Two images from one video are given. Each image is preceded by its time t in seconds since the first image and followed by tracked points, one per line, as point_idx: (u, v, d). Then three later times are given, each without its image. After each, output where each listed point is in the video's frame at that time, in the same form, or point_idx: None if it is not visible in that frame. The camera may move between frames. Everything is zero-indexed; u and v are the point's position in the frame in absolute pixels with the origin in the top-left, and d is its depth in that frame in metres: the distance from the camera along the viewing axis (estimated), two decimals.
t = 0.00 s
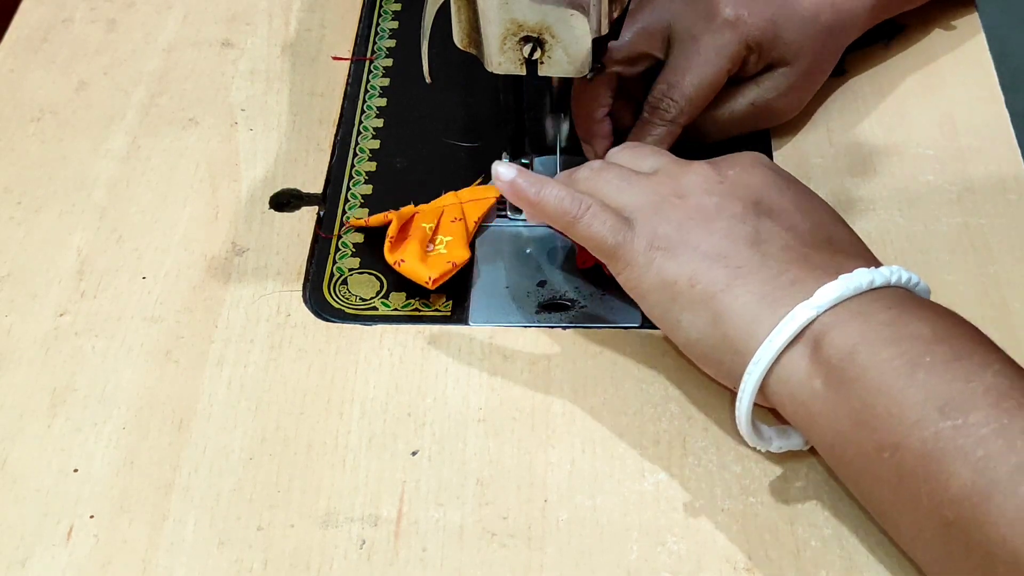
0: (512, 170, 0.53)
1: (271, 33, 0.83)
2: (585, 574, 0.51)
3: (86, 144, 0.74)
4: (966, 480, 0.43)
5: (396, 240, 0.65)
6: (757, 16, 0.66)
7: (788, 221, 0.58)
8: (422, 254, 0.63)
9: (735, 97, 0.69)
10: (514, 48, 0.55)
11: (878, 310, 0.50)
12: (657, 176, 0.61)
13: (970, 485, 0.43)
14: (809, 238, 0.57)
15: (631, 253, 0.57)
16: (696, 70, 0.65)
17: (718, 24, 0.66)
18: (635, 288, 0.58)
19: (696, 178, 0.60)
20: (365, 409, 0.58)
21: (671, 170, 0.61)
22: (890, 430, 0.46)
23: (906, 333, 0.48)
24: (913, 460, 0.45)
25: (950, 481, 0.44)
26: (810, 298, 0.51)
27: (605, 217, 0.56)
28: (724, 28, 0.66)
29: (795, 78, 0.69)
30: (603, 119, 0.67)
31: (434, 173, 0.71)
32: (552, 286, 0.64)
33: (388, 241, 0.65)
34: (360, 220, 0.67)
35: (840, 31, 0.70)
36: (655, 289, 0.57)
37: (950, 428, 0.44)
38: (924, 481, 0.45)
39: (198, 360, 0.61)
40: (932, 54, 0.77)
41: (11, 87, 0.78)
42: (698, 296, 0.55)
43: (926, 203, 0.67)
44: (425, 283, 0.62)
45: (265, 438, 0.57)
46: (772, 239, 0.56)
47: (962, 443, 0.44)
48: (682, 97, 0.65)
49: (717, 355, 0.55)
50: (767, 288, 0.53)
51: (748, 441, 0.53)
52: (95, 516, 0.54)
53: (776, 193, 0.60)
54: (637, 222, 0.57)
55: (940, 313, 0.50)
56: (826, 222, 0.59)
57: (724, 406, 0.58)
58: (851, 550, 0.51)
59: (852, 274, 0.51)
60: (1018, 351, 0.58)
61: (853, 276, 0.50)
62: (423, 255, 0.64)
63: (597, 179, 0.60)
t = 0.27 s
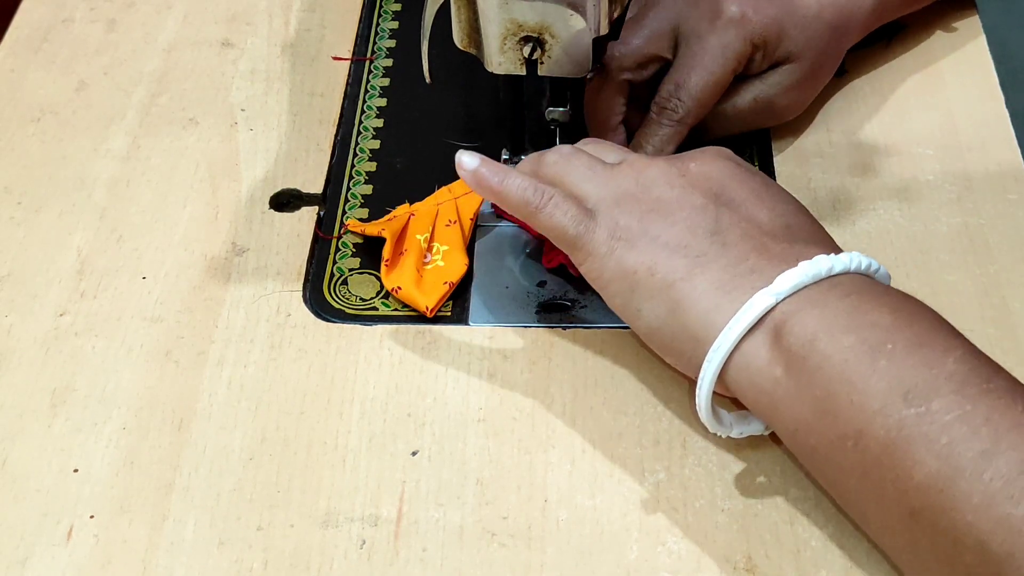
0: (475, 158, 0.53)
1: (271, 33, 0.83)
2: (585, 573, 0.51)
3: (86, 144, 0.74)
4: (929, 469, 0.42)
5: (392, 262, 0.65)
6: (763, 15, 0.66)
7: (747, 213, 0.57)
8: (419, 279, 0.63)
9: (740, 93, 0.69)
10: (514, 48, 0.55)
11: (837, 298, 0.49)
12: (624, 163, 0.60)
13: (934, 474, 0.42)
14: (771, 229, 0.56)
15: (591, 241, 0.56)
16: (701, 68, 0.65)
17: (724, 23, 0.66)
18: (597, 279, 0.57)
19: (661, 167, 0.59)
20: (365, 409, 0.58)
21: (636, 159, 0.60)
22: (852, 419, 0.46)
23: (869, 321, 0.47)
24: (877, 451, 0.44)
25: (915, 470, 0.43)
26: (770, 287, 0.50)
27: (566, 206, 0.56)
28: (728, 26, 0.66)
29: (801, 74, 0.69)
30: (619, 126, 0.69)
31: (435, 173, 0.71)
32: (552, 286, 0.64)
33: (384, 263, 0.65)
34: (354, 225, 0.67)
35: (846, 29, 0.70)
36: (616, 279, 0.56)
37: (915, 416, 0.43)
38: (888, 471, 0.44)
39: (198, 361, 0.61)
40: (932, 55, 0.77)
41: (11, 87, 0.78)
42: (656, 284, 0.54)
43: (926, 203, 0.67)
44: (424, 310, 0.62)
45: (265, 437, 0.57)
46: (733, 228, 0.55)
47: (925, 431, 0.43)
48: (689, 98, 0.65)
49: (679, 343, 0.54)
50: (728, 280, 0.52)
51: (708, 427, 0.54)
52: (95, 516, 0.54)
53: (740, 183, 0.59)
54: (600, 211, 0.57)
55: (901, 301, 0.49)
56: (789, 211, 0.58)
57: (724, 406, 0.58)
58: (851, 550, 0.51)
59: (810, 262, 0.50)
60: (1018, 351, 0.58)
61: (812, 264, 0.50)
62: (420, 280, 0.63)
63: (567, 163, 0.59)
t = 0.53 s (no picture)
0: (406, 232, 0.57)
1: (271, 33, 0.83)
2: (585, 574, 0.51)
3: (86, 144, 0.74)
4: (865, 493, 0.45)
5: (392, 262, 0.65)
6: (773, 17, 0.66)
7: (683, 219, 0.56)
8: (419, 280, 0.63)
9: (753, 96, 0.69)
10: (514, 48, 0.55)
11: (769, 330, 0.50)
12: (550, 190, 0.60)
13: (869, 499, 0.45)
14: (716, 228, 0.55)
15: (534, 282, 0.57)
16: (713, 74, 0.65)
17: (733, 27, 0.66)
18: (552, 319, 0.59)
19: (597, 181, 0.58)
20: (365, 409, 0.58)
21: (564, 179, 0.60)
22: (795, 453, 0.48)
23: (796, 351, 0.49)
24: (819, 480, 0.47)
25: (853, 496, 0.46)
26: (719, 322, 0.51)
27: (506, 258, 0.57)
28: (738, 31, 0.66)
29: (812, 75, 0.69)
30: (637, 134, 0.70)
31: (435, 173, 0.71)
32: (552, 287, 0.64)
33: (384, 263, 0.64)
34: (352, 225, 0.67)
35: (850, 28, 0.70)
36: (567, 318, 0.57)
37: (844, 446, 0.46)
38: (833, 497, 0.47)
39: (198, 361, 0.61)
40: (932, 55, 0.77)
41: (11, 87, 0.78)
42: (609, 326, 0.56)
43: (926, 203, 0.67)
44: (425, 312, 0.62)
45: (264, 438, 0.57)
46: (671, 243, 0.55)
47: (858, 461, 0.45)
48: (704, 105, 0.65)
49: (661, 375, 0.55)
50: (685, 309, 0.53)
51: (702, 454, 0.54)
52: (95, 517, 0.54)
53: (674, 183, 0.57)
54: (535, 247, 0.57)
55: (846, 314, 0.50)
56: (724, 205, 0.56)
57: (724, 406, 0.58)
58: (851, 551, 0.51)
59: (749, 284, 0.51)
60: (1018, 352, 0.58)
61: (750, 287, 0.50)
62: (420, 281, 0.63)
63: (490, 201, 0.60)
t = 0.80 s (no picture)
0: (476, 129, 0.51)
1: (271, 33, 0.82)
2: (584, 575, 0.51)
3: (86, 145, 0.74)
4: (908, 446, 0.44)
5: (392, 263, 0.65)
6: (768, 12, 0.66)
7: (749, 187, 0.57)
8: (419, 281, 0.63)
9: (750, 91, 0.69)
10: (514, 49, 0.55)
11: (834, 289, 0.50)
12: (619, 135, 0.60)
13: (913, 449, 0.44)
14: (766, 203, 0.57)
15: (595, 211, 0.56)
16: (709, 68, 0.65)
17: (728, 22, 0.66)
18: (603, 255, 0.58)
19: (661, 141, 0.59)
20: (365, 410, 0.58)
21: (632, 130, 0.60)
22: (839, 401, 0.47)
23: (859, 304, 0.49)
24: (861, 432, 0.46)
25: (894, 448, 0.44)
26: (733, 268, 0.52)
27: (571, 177, 0.55)
28: (733, 25, 0.65)
29: (809, 70, 0.68)
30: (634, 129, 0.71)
31: (435, 173, 0.71)
32: (552, 287, 0.64)
33: (384, 264, 0.65)
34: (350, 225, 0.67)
35: (851, 21, 0.70)
36: (623, 250, 0.56)
37: (897, 394, 0.45)
38: (871, 453, 0.46)
39: (197, 362, 0.61)
40: (932, 55, 0.77)
41: (11, 88, 0.78)
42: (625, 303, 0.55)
43: (926, 203, 0.67)
44: (425, 312, 0.62)
45: (264, 439, 0.57)
46: (734, 201, 0.56)
47: (906, 410, 0.44)
48: (699, 99, 0.66)
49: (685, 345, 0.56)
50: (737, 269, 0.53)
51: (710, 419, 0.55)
52: (95, 518, 0.54)
53: (738, 151, 0.59)
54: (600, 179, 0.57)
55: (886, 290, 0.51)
56: (772, 182, 0.58)
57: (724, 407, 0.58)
58: (851, 552, 0.51)
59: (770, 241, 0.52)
60: (1018, 352, 0.58)
61: (772, 243, 0.51)
62: (420, 282, 0.63)
63: (561, 134, 0.59)
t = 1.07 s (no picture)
0: (508, 152, 0.50)
1: (271, 33, 0.83)
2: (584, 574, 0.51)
3: (86, 145, 0.74)
4: (946, 475, 0.44)
5: (392, 262, 0.65)
6: (764, 24, 0.66)
7: (780, 213, 0.58)
8: (419, 280, 0.63)
9: (740, 102, 0.69)
10: (514, 48, 0.55)
11: (867, 310, 0.50)
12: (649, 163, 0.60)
13: (951, 481, 0.44)
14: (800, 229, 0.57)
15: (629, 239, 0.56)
16: (701, 76, 0.65)
17: (723, 33, 0.66)
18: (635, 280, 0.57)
19: (691, 169, 0.60)
20: (365, 409, 0.58)
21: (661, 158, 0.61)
22: (875, 428, 0.47)
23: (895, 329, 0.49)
24: (898, 458, 0.46)
25: (932, 476, 0.44)
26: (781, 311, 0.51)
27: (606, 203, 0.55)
28: (729, 36, 0.66)
29: (802, 83, 0.69)
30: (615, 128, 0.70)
31: (435, 173, 0.71)
32: (552, 286, 0.64)
33: (384, 263, 0.64)
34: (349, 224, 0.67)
35: (849, 30, 0.70)
36: (654, 278, 0.56)
37: (935, 423, 0.45)
38: (907, 479, 0.46)
39: (197, 361, 0.61)
40: (932, 55, 0.77)
41: (11, 88, 0.78)
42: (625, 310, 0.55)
43: (926, 203, 0.67)
44: (424, 311, 0.62)
45: (264, 438, 0.57)
46: (765, 229, 0.56)
47: (945, 438, 0.44)
48: (687, 106, 0.66)
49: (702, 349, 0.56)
50: (766, 288, 0.53)
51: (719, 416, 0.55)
52: (95, 517, 0.54)
53: (768, 180, 0.60)
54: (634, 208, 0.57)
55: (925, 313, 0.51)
56: (803, 208, 0.59)
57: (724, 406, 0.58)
58: (851, 551, 0.51)
59: (825, 287, 0.50)
60: (1018, 351, 0.58)
61: (824, 290, 0.50)
62: (420, 281, 0.63)
63: (592, 160, 0.59)
